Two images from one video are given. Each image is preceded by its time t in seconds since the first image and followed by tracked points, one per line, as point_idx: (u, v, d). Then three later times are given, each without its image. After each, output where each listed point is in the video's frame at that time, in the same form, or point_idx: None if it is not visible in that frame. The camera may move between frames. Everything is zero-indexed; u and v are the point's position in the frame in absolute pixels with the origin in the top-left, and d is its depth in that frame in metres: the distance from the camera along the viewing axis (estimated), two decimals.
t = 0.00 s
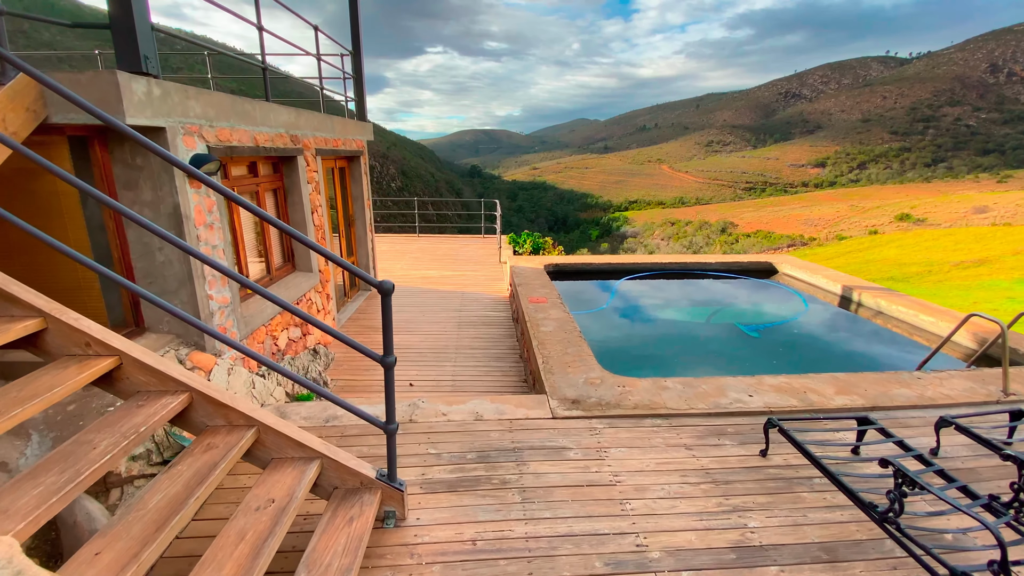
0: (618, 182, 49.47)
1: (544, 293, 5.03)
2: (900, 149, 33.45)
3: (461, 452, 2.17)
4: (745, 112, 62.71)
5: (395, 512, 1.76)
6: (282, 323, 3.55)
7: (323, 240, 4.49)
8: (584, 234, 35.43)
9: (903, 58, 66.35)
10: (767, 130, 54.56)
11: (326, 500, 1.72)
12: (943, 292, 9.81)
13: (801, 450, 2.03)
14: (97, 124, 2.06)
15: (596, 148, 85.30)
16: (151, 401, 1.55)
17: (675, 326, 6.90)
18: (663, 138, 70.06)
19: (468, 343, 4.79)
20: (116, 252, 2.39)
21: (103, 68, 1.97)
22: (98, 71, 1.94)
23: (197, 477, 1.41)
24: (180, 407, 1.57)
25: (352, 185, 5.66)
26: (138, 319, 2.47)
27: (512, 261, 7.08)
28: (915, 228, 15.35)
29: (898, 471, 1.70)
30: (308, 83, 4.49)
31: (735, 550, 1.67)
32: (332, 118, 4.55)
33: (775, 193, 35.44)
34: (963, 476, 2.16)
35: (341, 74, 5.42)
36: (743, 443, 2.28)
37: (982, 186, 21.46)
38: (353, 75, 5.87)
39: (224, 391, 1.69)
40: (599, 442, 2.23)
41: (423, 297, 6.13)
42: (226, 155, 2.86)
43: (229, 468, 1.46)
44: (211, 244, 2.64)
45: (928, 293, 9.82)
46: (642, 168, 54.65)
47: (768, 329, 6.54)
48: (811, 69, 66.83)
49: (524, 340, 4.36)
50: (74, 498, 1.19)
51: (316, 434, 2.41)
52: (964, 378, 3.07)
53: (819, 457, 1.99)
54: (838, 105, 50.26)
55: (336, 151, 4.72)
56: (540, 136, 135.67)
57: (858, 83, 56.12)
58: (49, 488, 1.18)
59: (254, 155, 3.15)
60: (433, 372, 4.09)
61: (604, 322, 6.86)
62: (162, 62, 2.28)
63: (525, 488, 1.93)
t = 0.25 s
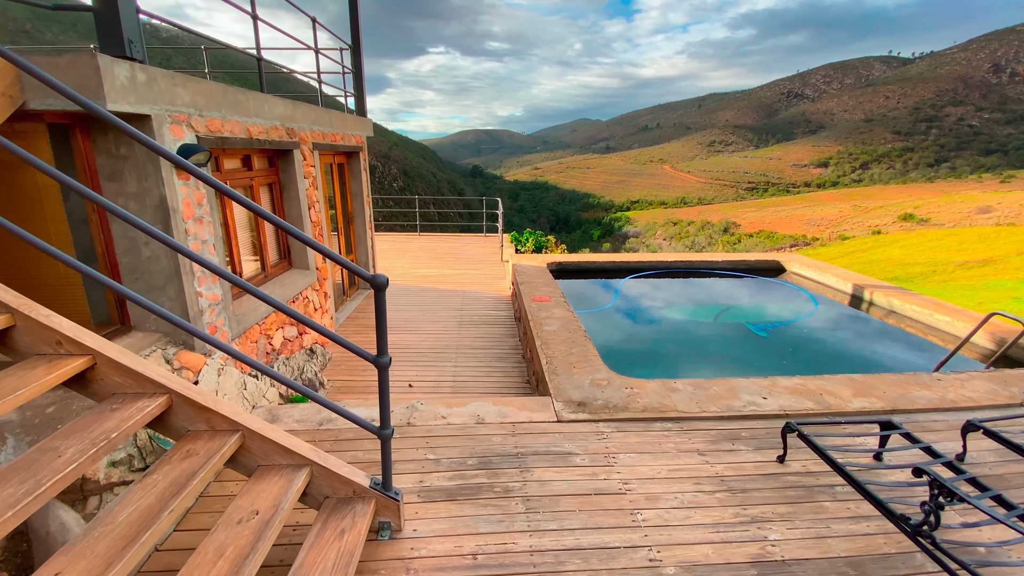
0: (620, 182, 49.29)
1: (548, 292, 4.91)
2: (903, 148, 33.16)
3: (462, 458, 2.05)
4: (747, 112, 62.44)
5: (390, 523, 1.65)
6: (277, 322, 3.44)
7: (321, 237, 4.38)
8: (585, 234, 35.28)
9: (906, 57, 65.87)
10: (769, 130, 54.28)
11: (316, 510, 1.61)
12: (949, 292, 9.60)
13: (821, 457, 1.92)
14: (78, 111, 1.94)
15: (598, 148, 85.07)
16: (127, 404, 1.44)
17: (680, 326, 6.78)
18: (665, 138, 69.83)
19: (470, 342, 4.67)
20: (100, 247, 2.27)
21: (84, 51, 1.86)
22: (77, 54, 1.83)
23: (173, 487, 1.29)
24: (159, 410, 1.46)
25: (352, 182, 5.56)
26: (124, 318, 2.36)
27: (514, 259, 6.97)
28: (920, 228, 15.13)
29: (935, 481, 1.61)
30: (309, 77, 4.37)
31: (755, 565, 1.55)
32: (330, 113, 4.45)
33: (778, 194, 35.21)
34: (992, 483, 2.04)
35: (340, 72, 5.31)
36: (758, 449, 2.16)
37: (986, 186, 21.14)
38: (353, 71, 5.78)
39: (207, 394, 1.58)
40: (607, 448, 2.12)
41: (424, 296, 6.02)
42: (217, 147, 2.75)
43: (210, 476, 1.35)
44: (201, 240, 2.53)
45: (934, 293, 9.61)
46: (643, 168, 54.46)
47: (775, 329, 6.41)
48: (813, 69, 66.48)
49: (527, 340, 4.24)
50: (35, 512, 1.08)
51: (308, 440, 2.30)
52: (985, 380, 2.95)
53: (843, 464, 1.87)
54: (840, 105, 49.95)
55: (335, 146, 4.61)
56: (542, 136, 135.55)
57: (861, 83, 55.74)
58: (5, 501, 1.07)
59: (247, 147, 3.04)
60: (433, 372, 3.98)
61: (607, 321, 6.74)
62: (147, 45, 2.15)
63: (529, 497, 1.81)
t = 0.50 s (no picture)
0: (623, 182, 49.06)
1: (553, 290, 4.78)
2: (908, 148, 32.78)
3: (463, 465, 1.92)
4: (751, 112, 62.08)
5: (383, 539, 1.51)
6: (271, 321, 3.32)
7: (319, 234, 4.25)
8: (588, 234, 35.10)
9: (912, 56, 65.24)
10: (773, 130, 53.93)
11: (303, 523, 1.47)
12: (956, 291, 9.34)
13: (850, 466, 1.78)
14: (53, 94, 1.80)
15: (601, 148, 84.80)
16: (94, 409, 1.30)
17: (687, 326, 6.63)
18: (668, 138, 69.52)
19: (472, 342, 4.54)
20: (81, 240, 2.14)
21: (59, 29, 1.73)
22: (51, 33, 1.70)
23: (140, 503, 1.16)
24: (129, 415, 1.32)
25: (352, 178, 5.44)
26: (107, 316, 2.24)
27: (518, 258, 6.84)
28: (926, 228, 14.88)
29: (983, 498, 1.48)
30: (309, 70, 4.24)
31: None
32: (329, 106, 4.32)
33: (782, 194, 34.92)
34: None
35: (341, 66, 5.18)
36: (780, 457, 2.02)
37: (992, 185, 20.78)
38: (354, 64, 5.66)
39: (185, 398, 1.45)
40: (618, 455, 1.98)
41: (425, 295, 5.90)
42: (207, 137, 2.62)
43: (182, 489, 1.22)
44: (189, 233, 2.41)
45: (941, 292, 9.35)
46: (647, 168, 54.22)
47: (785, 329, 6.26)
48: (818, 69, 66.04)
49: (531, 340, 4.11)
50: None
51: (299, 446, 2.17)
52: (1014, 383, 2.80)
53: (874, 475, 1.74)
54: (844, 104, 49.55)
55: (333, 140, 4.49)
56: (545, 136, 135.38)
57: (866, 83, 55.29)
58: None
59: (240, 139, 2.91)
60: (434, 373, 3.85)
61: (613, 321, 6.59)
62: (129, 26, 2.03)
63: (535, 510, 1.68)
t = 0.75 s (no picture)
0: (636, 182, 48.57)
1: (568, 292, 4.66)
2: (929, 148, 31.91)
3: (477, 477, 1.82)
4: (767, 112, 61.16)
5: (391, 559, 1.40)
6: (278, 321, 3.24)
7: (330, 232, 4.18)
8: (600, 234, 34.81)
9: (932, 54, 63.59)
10: (789, 130, 53.04)
11: (305, 541, 1.37)
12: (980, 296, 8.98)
13: (897, 487, 1.63)
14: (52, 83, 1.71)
15: (614, 148, 84.26)
16: (85, 418, 1.21)
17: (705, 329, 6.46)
18: (682, 138, 68.80)
19: (485, 344, 4.44)
20: (84, 237, 2.05)
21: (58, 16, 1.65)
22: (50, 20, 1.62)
23: (128, 524, 1.07)
24: (122, 424, 1.23)
25: (364, 176, 5.37)
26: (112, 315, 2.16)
27: (531, 258, 6.72)
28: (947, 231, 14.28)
29: None
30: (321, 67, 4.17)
31: None
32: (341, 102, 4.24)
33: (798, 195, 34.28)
34: None
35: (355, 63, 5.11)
36: (816, 474, 1.88)
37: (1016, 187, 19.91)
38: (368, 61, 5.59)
39: (182, 406, 1.36)
40: (641, 469, 1.86)
41: (438, 295, 5.81)
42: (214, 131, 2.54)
43: (176, 508, 1.13)
44: (194, 230, 2.33)
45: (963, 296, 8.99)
46: (660, 168, 53.72)
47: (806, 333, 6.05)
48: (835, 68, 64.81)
49: (546, 342, 4.00)
50: None
51: (306, 454, 2.07)
52: None
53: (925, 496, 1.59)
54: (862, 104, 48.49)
55: (346, 137, 4.41)
56: (558, 136, 135.05)
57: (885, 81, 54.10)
58: None
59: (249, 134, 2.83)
60: (447, 376, 3.76)
61: (629, 323, 6.44)
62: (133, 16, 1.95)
63: (554, 530, 1.56)
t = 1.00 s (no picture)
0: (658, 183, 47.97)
1: (593, 295, 4.52)
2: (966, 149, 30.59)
3: (503, 496, 1.70)
4: (794, 112, 59.67)
5: None
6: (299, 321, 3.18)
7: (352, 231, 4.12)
8: (621, 236, 34.39)
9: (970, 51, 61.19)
10: (817, 130, 51.66)
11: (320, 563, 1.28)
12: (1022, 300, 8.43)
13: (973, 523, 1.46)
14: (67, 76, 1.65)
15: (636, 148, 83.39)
16: (89, 429, 1.13)
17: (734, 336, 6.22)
18: (706, 138, 67.63)
19: (507, 347, 4.33)
20: (103, 236, 2.00)
21: (75, 7, 1.59)
22: (66, 9, 1.56)
23: (130, 550, 0.98)
24: (129, 436, 1.15)
25: (386, 175, 5.32)
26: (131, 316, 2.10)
27: (554, 259, 6.58)
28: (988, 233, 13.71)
29: None
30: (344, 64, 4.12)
31: None
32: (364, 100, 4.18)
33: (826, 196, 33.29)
34: None
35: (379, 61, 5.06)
36: (875, 502, 1.71)
37: None
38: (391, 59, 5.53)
39: (193, 417, 1.27)
40: (680, 491, 1.72)
41: (459, 296, 5.72)
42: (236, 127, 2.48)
43: (182, 530, 1.04)
44: (214, 228, 2.27)
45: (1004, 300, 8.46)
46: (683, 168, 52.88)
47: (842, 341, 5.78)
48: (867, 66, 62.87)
49: (570, 347, 3.86)
50: None
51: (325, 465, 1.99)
52: None
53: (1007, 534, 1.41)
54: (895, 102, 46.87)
55: (368, 135, 4.36)
56: (579, 136, 134.26)
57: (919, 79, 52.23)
58: None
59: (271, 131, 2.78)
60: (468, 380, 3.66)
61: (655, 329, 6.25)
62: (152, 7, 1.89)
63: (588, 558, 1.44)
